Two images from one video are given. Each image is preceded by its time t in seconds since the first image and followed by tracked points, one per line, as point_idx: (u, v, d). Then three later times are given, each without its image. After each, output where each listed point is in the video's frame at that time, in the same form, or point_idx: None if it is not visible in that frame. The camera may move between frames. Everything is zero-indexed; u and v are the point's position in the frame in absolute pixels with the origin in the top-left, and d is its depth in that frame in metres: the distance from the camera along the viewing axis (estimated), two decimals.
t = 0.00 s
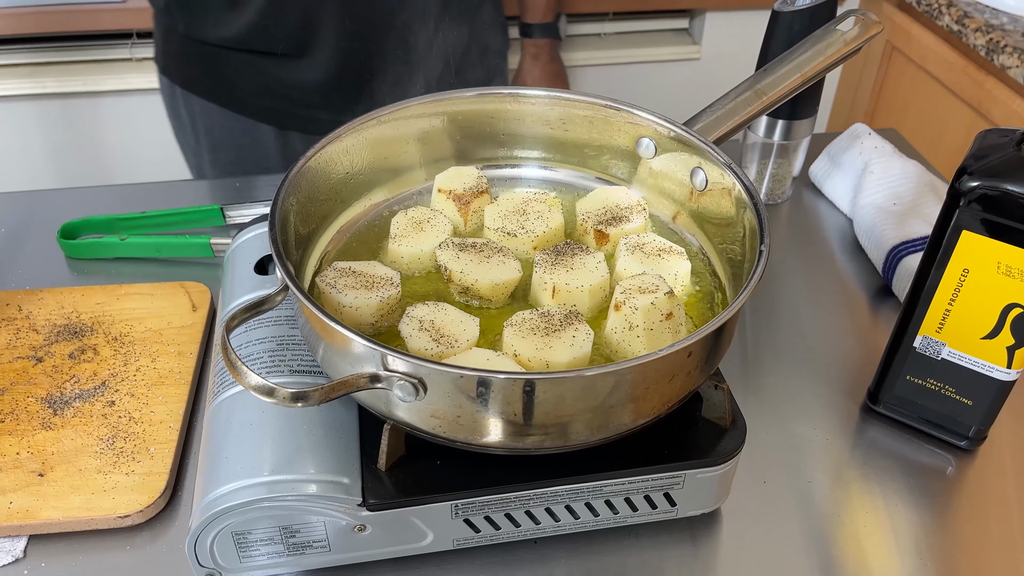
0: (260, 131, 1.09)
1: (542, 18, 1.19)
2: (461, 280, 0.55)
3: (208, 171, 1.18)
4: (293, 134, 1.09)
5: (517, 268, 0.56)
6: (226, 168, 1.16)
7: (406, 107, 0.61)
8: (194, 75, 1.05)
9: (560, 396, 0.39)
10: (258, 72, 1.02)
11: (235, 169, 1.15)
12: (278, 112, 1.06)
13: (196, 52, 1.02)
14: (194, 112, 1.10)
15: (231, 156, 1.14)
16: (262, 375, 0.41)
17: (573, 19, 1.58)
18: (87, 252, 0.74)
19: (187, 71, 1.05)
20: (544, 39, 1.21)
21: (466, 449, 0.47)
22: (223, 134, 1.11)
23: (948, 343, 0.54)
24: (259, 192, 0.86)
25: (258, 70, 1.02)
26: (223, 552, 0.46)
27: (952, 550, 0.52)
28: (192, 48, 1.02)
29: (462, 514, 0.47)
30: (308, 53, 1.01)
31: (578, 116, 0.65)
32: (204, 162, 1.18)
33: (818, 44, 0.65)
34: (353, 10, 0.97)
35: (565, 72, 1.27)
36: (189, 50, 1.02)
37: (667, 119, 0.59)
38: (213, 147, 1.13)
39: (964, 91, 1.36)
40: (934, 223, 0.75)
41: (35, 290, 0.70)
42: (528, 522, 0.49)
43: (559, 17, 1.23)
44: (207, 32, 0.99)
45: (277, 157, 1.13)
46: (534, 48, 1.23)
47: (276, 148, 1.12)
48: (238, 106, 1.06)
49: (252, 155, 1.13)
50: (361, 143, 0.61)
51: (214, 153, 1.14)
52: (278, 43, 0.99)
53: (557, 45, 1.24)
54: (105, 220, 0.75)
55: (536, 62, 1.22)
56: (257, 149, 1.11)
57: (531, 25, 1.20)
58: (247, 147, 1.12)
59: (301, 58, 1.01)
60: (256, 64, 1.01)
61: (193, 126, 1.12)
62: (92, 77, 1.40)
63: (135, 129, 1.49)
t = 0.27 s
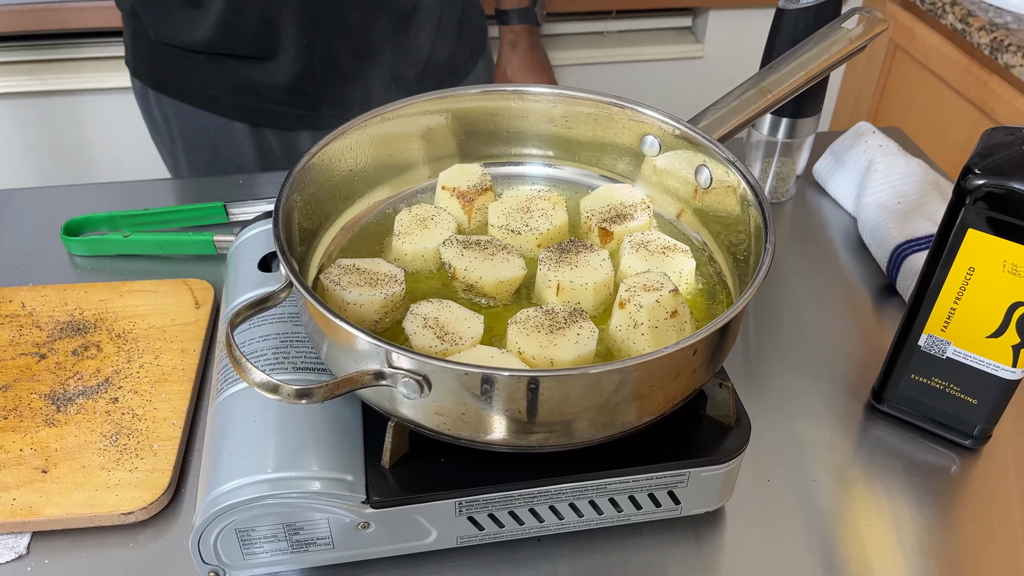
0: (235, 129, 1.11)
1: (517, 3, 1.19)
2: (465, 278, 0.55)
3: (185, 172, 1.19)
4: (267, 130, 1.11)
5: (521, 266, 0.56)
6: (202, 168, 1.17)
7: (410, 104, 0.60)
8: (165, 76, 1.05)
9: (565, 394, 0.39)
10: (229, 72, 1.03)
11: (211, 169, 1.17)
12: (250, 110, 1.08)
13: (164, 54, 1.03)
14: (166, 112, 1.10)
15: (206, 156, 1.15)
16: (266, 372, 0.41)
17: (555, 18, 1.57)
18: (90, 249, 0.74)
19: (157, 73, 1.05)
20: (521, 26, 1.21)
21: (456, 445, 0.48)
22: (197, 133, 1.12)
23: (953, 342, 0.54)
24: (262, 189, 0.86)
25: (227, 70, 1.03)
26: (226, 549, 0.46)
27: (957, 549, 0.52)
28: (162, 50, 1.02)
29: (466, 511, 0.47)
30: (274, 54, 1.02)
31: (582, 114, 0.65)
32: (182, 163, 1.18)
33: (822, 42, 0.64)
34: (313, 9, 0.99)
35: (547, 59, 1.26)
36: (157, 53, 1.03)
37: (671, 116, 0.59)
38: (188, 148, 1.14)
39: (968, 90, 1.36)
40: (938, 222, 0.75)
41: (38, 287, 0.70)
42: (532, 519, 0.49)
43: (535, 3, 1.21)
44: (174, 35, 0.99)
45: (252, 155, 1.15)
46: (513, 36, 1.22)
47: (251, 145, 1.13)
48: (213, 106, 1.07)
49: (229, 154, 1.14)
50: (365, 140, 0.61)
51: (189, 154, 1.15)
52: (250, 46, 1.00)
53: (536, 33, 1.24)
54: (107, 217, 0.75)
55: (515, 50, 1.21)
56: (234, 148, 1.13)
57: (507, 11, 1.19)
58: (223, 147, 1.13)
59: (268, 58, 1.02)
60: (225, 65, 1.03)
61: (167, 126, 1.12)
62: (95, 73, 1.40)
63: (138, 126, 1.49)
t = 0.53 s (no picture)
0: (233, 129, 1.11)
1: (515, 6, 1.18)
2: (467, 275, 0.55)
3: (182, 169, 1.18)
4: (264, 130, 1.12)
5: (524, 263, 0.56)
6: (201, 165, 1.16)
7: (413, 101, 0.60)
8: (164, 74, 1.04)
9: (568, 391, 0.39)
10: (228, 72, 1.03)
11: (209, 167, 1.16)
12: (246, 110, 1.08)
13: (162, 52, 1.02)
14: (165, 110, 1.09)
15: (204, 154, 1.14)
16: (269, 368, 0.41)
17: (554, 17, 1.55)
18: (93, 246, 0.74)
19: (155, 71, 1.04)
20: (520, 28, 1.20)
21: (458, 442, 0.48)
22: (195, 132, 1.11)
23: (956, 341, 0.54)
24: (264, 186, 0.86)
25: (226, 72, 1.03)
26: (227, 546, 0.46)
27: (959, 548, 0.52)
28: (162, 50, 1.02)
29: (468, 509, 0.47)
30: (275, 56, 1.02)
31: (585, 112, 0.65)
32: (179, 161, 1.18)
33: (826, 40, 0.64)
34: (313, 16, 1.00)
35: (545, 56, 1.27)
36: (156, 51, 1.02)
37: (675, 114, 0.59)
38: (185, 146, 1.13)
39: (971, 89, 1.35)
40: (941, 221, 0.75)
41: (41, 283, 0.70)
42: (534, 517, 0.49)
43: (534, 5, 1.19)
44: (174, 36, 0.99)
45: (251, 155, 1.14)
46: (511, 37, 1.22)
47: (250, 145, 1.13)
48: (212, 106, 1.07)
49: (226, 153, 1.13)
50: (367, 137, 0.61)
51: (187, 152, 1.14)
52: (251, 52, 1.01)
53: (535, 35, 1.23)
54: (109, 214, 0.75)
55: (514, 52, 1.23)
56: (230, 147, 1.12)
57: (506, 13, 1.19)
58: (221, 145, 1.13)
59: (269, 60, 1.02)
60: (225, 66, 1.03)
61: (166, 125, 1.12)
62: (98, 71, 1.40)
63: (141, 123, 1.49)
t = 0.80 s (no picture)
0: (262, 126, 1.10)
1: (546, 11, 1.22)
2: (465, 271, 0.55)
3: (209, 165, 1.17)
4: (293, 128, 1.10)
5: (522, 260, 0.56)
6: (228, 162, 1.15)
7: (411, 98, 0.60)
8: (195, 72, 1.04)
9: (565, 387, 0.39)
10: (260, 68, 1.02)
11: (236, 163, 1.15)
12: (277, 108, 1.07)
13: (197, 49, 1.02)
14: (195, 106, 1.09)
15: (232, 150, 1.13)
16: (266, 363, 0.41)
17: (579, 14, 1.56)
18: (92, 242, 0.74)
19: (185, 66, 1.05)
20: (548, 32, 1.24)
21: (455, 438, 0.48)
22: (224, 128, 1.10)
23: (954, 339, 0.54)
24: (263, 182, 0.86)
25: (260, 69, 1.02)
26: (225, 541, 0.46)
27: (956, 545, 0.52)
28: (192, 45, 1.02)
29: (466, 505, 0.47)
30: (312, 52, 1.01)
31: (584, 109, 0.65)
32: (206, 156, 1.17)
33: (826, 38, 0.64)
34: (350, 12, 0.98)
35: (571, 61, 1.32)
36: (187, 47, 1.02)
37: (674, 111, 0.59)
38: (215, 141, 1.12)
39: (971, 88, 1.35)
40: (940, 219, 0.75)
41: (39, 279, 0.70)
42: (531, 513, 0.49)
43: (563, 11, 1.23)
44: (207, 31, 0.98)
45: (278, 151, 1.13)
46: (539, 41, 1.26)
47: (277, 141, 1.12)
48: (239, 102, 1.06)
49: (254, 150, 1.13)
50: (366, 133, 0.61)
51: (215, 147, 1.13)
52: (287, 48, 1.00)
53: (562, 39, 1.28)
54: (108, 210, 0.75)
55: (542, 56, 1.27)
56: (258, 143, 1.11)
57: (535, 17, 1.23)
58: (249, 141, 1.12)
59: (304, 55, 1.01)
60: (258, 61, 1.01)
61: (195, 120, 1.11)
62: (97, 67, 1.40)
63: (140, 120, 1.49)
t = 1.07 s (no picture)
0: (286, 117, 1.01)
1: (571, 16, 1.21)
2: (467, 268, 0.55)
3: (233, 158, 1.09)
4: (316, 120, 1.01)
5: (524, 256, 0.56)
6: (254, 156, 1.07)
7: (413, 93, 0.60)
8: (220, 59, 0.95)
9: (567, 383, 0.39)
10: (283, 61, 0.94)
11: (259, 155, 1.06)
12: (302, 98, 0.98)
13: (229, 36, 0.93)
14: (218, 95, 1.00)
15: (255, 141, 1.04)
16: (267, 359, 0.41)
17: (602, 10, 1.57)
18: (92, 237, 0.74)
19: (213, 55, 0.95)
20: (574, 38, 1.24)
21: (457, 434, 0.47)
22: (247, 120, 1.02)
23: (957, 337, 0.54)
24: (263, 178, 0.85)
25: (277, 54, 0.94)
26: (225, 537, 0.46)
27: (958, 544, 0.52)
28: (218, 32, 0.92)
29: (466, 502, 0.47)
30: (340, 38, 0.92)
31: (587, 106, 0.64)
32: (228, 149, 1.09)
33: (829, 34, 0.64)
34: None
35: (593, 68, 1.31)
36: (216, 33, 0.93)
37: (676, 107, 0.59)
38: (236, 133, 1.04)
39: (975, 86, 1.35)
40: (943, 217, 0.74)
41: (39, 274, 0.70)
42: (532, 510, 0.49)
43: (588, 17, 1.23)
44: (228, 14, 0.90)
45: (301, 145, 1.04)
46: (565, 46, 1.26)
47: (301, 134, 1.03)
48: (264, 95, 0.97)
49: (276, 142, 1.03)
50: (367, 129, 0.61)
51: (238, 139, 1.05)
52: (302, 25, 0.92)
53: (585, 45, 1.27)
54: (109, 205, 0.75)
55: (566, 61, 1.27)
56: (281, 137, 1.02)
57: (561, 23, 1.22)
58: (273, 133, 1.03)
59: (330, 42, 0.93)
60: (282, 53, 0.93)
61: (217, 111, 1.03)
62: (99, 63, 1.40)
63: (141, 116, 1.49)
